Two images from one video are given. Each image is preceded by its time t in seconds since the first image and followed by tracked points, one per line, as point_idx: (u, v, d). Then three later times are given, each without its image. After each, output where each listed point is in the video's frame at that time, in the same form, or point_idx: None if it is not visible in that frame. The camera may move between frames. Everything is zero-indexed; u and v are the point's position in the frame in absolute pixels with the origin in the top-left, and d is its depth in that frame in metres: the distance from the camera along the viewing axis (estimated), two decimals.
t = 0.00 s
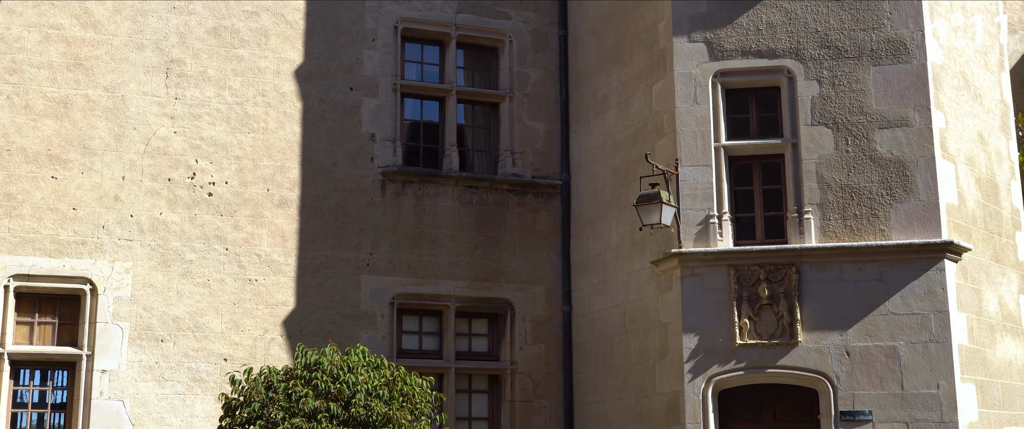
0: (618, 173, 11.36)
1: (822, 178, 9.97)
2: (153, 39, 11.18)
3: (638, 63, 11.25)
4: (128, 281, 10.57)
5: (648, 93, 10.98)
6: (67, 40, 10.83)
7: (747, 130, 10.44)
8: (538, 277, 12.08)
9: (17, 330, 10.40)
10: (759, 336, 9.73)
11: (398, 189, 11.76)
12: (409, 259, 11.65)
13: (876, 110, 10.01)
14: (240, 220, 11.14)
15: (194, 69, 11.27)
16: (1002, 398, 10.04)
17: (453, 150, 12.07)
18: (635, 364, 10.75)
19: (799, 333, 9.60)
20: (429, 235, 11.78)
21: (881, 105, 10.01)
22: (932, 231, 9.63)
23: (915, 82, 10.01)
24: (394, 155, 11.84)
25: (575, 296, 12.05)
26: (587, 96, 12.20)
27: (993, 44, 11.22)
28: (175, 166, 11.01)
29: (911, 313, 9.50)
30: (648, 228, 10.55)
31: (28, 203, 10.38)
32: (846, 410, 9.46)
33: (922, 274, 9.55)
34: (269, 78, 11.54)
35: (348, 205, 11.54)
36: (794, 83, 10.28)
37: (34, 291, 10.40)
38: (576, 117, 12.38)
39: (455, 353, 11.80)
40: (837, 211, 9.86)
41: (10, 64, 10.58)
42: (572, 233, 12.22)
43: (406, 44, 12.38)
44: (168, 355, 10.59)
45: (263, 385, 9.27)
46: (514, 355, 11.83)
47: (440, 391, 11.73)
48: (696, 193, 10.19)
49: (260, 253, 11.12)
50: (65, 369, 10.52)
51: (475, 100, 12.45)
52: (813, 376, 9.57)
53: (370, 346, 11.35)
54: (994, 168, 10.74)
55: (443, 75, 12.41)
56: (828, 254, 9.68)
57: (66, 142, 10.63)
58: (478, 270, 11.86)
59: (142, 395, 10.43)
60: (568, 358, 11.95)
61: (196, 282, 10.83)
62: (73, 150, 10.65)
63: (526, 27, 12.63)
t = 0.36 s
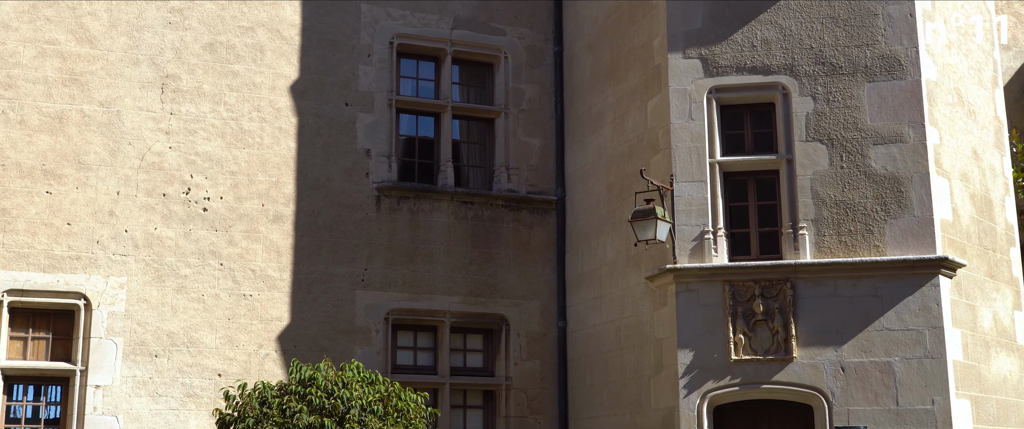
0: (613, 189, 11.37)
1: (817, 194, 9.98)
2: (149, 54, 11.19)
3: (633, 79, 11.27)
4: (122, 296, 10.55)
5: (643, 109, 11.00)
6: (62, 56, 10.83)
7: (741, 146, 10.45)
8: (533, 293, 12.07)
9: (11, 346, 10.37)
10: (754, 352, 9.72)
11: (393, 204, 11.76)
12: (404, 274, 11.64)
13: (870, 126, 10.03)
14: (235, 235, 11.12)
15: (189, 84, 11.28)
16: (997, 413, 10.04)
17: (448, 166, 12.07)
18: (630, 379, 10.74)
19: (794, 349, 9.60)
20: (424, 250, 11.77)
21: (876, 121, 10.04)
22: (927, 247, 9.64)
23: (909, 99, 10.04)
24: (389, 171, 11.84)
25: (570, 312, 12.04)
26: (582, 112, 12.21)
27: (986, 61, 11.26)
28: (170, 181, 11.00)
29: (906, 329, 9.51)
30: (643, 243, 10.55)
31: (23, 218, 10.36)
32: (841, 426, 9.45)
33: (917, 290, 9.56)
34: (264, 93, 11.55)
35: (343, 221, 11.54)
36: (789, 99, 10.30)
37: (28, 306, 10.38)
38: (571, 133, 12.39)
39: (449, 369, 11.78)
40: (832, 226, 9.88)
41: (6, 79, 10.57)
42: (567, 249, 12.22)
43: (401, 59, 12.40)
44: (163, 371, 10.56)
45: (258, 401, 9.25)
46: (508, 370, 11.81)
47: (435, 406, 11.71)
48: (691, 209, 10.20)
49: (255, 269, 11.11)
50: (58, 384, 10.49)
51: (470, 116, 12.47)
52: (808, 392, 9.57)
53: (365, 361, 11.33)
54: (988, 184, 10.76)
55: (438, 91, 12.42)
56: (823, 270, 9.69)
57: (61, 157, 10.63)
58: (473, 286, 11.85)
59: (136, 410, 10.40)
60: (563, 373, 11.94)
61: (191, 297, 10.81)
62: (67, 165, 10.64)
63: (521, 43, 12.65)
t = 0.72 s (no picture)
0: (609, 202, 11.36)
1: (813, 208, 9.97)
2: (145, 67, 11.18)
3: (629, 93, 11.27)
4: (117, 310, 10.52)
5: (640, 122, 11.00)
6: (58, 69, 10.82)
7: (738, 160, 10.45)
8: (529, 307, 12.05)
9: (5, 359, 10.34)
10: (750, 366, 9.69)
11: (389, 218, 11.74)
12: (400, 288, 11.61)
13: (866, 140, 10.03)
14: (230, 248, 11.10)
15: (186, 97, 11.27)
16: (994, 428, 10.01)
17: (444, 179, 12.06)
18: (626, 393, 10.70)
19: (791, 363, 9.58)
20: (420, 264, 11.75)
21: (872, 135, 10.04)
22: (923, 261, 9.63)
23: (905, 112, 10.04)
24: (385, 184, 11.83)
25: (566, 326, 12.02)
26: (578, 125, 12.21)
27: (982, 75, 11.27)
28: (166, 195, 10.99)
29: (902, 343, 9.49)
30: (639, 257, 10.54)
31: (18, 231, 10.34)
32: None
33: (913, 304, 9.54)
34: (261, 106, 11.54)
35: (339, 234, 11.51)
36: (785, 113, 10.30)
37: (23, 320, 10.35)
38: (567, 146, 12.39)
39: (445, 383, 11.74)
40: (828, 240, 9.87)
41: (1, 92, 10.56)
42: (563, 262, 12.20)
43: (397, 73, 12.40)
44: (158, 384, 10.52)
45: (253, 415, 9.22)
46: (504, 384, 11.78)
47: (431, 421, 11.66)
48: (688, 223, 10.19)
49: (251, 282, 11.08)
50: (53, 398, 10.45)
51: (466, 129, 12.46)
52: (804, 406, 9.55)
53: (361, 375, 11.29)
54: (984, 198, 10.75)
55: (435, 105, 12.42)
56: (819, 284, 9.67)
57: (56, 171, 10.61)
58: (469, 300, 11.83)
59: (131, 424, 10.36)
60: (559, 388, 11.91)
61: (186, 311, 10.78)
62: (63, 178, 10.62)
63: (518, 57, 12.66)
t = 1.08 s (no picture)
0: (604, 222, 11.35)
1: (808, 228, 9.96)
2: (141, 86, 11.18)
3: (624, 113, 11.27)
4: (112, 329, 10.49)
5: (635, 143, 10.99)
6: (54, 88, 10.82)
7: (733, 180, 10.45)
8: (524, 327, 12.02)
9: None
10: (745, 387, 9.66)
11: (385, 238, 11.72)
12: (395, 308, 11.59)
13: (861, 161, 10.05)
14: (225, 268, 11.07)
15: (181, 116, 11.27)
16: None
17: (440, 199, 12.05)
18: (621, 414, 10.67)
19: (786, 384, 9.55)
20: (415, 284, 11.72)
21: (867, 155, 10.05)
22: (918, 281, 9.62)
23: (899, 133, 10.06)
24: (381, 204, 11.82)
25: (561, 346, 11.99)
26: (573, 145, 12.22)
27: (976, 96, 11.29)
28: (161, 214, 10.97)
29: (897, 363, 9.47)
30: (634, 277, 10.52)
31: (12, 251, 10.31)
32: None
33: (908, 325, 9.53)
34: (256, 126, 11.53)
35: (334, 254, 11.49)
36: (780, 133, 10.31)
37: (16, 339, 10.31)
38: (562, 166, 12.39)
39: (440, 403, 11.70)
40: (823, 261, 9.86)
41: None
42: (559, 282, 12.18)
43: (393, 92, 12.41)
44: (151, 405, 10.48)
45: None
46: (499, 405, 11.74)
47: None
48: (683, 243, 10.18)
49: (245, 302, 11.05)
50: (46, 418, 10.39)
51: (462, 149, 12.47)
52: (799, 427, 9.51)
53: (356, 395, 11.25)
54: (978, 218, 10.75)
55: (430, 124, 12.43)
56: (814, 304, 9.65)
57: (51, 190, 10.59)
58: (464, 320, 11.80)
59: None
60: (554, 408, 11.86)
61: (181, 331, 10.75)
62: (58, 197, 10.61)
63: (513, 77, 12.69)
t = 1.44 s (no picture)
0: (603, 242, 11.34)
1: (807, 248, 9.95)
2: (140, 106, 11.19)
3: (623, 133, 11.27)
4: (110, 349, 10.47)
5: (634, 162, 10.98)
6: (53, 107, 10.83)
7: (731, 199, 10.44)
8: (523, 347, 11.99)
9: None
10: (745, 407, 9.63)
11: (383, 257, 11.71)
12: (394, 328, 11.56)
13: (860, 180, 10.04)
14: (223, 288, 11.05)
15: (180, 136, 11.27)
16: None
17: (438, 218, 12.05)
18: None
19: (786, 404, 9.52)
20: (414, 303, 11.70)
21: (865, 175, 10.05)
22: (917, 301, 9.61)
23: (898, 153, 10.07)
24: (379, 223, 11.81)
25: (560, 366, 11.96)
26: (572, 165, 12.22)
27: (975, 115, 11.30)
28: (159, 233, 10.96)
29: (897, 383, 9.44)
30: (633, 297, 10.50)
31: (10, 270, 10.30)
32: None
33: (908, 344, 9.50)
34: (255, 145, 11.53)
35: (332, 274, 11.48)
36: (778, 153, 10.32)
37: (14, 359, 10.28)
38: (561, 186, 12.38)
39: (438, 423, 11.66)
40: (822, 280, 9.84)
41: None
42: (557, 302, 12.16)
43: (392, 112, 12.42)
44: (149, 425, 10.44)
45: None
46: (498, 425, 11.71)
47: None
48: (682, 262, 10.17)
49: (244, 322, 11.03)
50: None
51: (461, 168, 12.47)
52: None
53: (354, 415, 11.22)
54: (977, 238, 10.74)
55: (429, 144, 12.43)
56: (814, 324, 9.63)
57: (50, 209, 10.59)
58: (463, 340, 11.77)
59: None
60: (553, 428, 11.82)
61: (179, 350, 10.72)
62: (56, 216, 10.60)
63: (512, 96, 12.70)
